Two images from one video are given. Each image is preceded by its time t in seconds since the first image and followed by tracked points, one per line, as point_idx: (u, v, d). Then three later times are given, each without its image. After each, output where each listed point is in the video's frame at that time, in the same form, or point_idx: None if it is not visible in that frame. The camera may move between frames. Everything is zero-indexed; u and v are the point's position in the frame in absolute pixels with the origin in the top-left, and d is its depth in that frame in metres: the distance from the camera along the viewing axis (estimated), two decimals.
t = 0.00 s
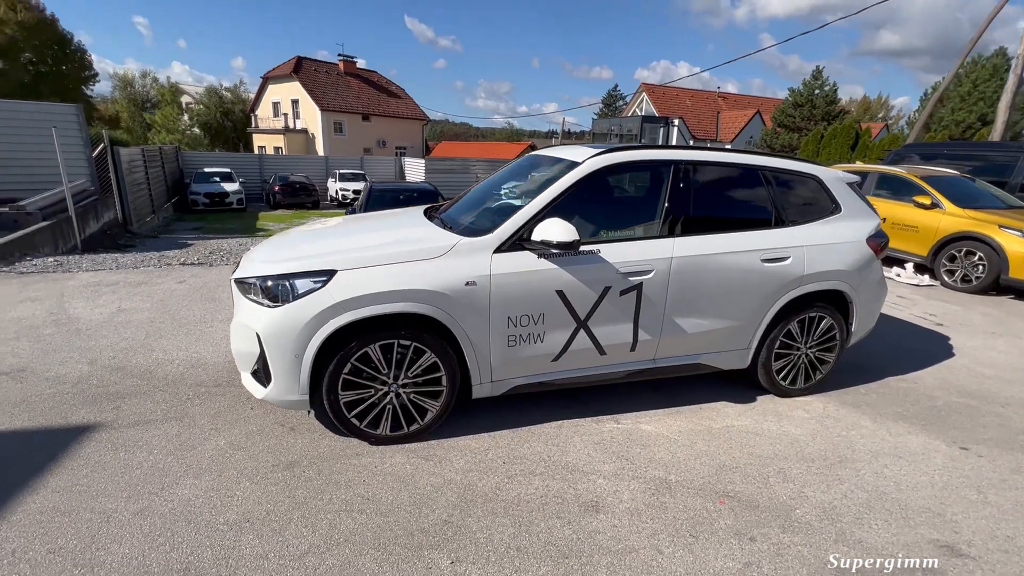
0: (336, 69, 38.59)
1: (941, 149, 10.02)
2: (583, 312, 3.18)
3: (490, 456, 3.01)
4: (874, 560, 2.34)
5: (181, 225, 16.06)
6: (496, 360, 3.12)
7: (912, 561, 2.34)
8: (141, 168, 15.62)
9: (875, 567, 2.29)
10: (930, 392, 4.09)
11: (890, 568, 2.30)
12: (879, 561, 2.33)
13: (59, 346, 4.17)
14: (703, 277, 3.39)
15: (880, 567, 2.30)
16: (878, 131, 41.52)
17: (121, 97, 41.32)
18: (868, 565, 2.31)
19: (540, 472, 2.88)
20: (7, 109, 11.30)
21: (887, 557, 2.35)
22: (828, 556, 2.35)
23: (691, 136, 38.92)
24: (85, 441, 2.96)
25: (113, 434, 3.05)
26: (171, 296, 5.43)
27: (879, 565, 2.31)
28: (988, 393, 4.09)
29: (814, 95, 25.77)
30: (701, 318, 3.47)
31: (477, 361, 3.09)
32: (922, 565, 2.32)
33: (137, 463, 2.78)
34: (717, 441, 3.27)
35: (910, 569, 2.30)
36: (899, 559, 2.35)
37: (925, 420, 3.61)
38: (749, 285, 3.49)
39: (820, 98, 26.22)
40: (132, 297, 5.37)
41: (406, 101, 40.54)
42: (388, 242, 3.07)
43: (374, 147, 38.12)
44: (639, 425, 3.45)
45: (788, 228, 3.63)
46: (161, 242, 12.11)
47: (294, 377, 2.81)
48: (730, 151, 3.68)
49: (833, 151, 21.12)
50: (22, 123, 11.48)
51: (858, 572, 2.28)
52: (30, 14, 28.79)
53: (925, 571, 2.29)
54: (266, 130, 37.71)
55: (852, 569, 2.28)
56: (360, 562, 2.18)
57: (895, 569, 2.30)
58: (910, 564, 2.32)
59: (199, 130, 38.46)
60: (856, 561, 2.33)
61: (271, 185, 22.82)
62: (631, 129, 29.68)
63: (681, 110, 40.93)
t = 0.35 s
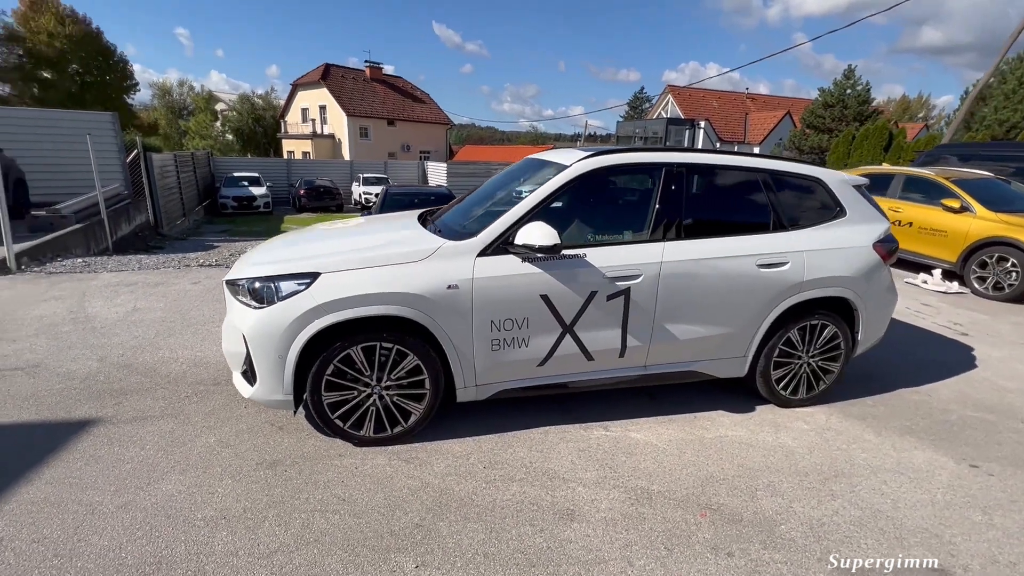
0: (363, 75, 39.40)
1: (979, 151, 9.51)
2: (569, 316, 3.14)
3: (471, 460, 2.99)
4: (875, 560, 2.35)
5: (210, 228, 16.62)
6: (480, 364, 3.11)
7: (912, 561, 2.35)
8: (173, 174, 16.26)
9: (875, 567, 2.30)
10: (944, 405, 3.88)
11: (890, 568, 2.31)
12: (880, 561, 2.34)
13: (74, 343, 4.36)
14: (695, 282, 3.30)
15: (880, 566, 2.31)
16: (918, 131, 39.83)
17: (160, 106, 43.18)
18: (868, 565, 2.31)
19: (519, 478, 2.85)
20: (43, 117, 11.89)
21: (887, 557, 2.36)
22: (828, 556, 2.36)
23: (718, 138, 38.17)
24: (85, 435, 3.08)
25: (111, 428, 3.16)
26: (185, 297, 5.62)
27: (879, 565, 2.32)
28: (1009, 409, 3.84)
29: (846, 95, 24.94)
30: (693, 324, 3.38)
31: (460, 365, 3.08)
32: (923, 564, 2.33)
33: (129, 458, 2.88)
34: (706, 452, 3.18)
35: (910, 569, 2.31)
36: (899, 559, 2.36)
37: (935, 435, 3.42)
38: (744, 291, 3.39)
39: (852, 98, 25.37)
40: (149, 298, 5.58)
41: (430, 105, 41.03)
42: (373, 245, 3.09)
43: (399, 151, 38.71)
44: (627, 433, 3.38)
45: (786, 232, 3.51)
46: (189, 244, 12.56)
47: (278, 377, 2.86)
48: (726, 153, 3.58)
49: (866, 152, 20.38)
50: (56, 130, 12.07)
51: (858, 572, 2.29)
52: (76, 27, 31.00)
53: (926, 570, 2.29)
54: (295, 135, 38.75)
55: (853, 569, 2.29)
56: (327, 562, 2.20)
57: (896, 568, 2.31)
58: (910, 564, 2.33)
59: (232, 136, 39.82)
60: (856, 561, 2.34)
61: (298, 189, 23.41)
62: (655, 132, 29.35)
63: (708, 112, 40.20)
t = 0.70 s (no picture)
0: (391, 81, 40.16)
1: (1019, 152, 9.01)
2: (555, 321, 3.14)
3: (454, 462, 3.02)
4: (874, 560, 2.37)
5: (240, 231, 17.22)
6: (466, 367, 3.14)
7: (912, 561, 2.37)
8: (206, 178, 16.93)
9: (875, 567, 2.33)
10: (957, 420, 3.69)
11: (890, 568, 2.34)
12: (880, 561, 2.37)
13: (94, 339, 4.60)
14: (686, 287, 3.25)
15: (880, 566, 2.34)
16: (963, 130, 37.96)
17: (199, 113, 45.04)
18: (868, 565, 2.34)
19: (500, 481, 2.86)
20: (84, 125, 12.55)
21: (887, 557, 2.39)
22: (828, 556, 2.39)
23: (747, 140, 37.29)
24: (92, 427, 3.25)
25: (117, 422, 3.32)
26: (202, 297, 5.84)
27: (879, 565, 2.35)
28: None
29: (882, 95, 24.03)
30: (685, 330, 3.33)
31: (446, 367, 3.12)
32: (922, 564, 2.35)
33: (130, 449, 3.02)
34: (694, 461, 3.12)
35: (910, 569, 2.33)
36: (899, 559, 2.38)
37: (941, 451, 3.27)
38: (738, 297, 3.32)
39: (888, 98, 24.43)
40: (168, 297, 5.82)
41: (456, 110, 41.49)
42: (363, 249, 3.17)
43: (425, 156, 39.27)
44: (615, 440, 3.34)
45: (784, 237, 3.43)
46: (217, 246, 13.05)
47: (268, 375, 2.96)
48: (721, 156, 3.52)
49: (902, 154, 19.57)
50: (95, 136, 12.72)
51: (858, 572, 2.31)
52: (121, 40, 32.82)
53: (925, 570, 2.32)
54: (325, 140, 39.77)
55: (853, 569, 2.31)
56: (302, 556, 2.26)
57: (895, 568, 2.33)
58: (910, 564, 2.35)
59: (265, 142, 41.17)
60: (856, 561, 2.36)
61: (325, 192, 24.02)
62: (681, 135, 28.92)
63: (737, 113, 39.34)
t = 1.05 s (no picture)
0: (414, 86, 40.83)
1: None
2: (539, 319, 3.19)
3: (438, 455, 3.10)
4: (874, 559, 2.37)
5: (265, 233, 17.78)
6: (452, 363, 3.22)
7: (912, 561, 2.36)
8: (233, 182, 17.56)
9: (875, 567, 2.32)
10: (959, 427, 3.58)
11: (890, 568, 2.33)
12: (880, 560, 2.36)
13: (114, 333, 4.86)
14: (671, 287, 3.26)
15: (880, 566, 2.33)
16: (1005, 130, 36.33)
17: (231, 120, 46.68)
18: (868, 565, 2.33)
19: (480, 474, 2.92)
20: (119, 132, 13.23)
21: (888, 556, 2.38)
22: (828, 556, 2.38)
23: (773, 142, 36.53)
24: (102, 414, 3.45)
25: (125, 409, 3.51)
26: (217, 295, 6.09)
27: (879, 565, 2.34)
28: None
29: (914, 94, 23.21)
30: (671, 330, 3.33)
31: (432, 363, 3.20)
32: (922, 564, 2.34)
33: (134, 436, 3.20)
34: (677, 460, 3.12)
35: (910, 569, 2.32)
36: (899, 559, 2.37)
37: (936, 457, 3.18)
38: (725, 297, 3.30)
39: (920, 97, 23.63)
40: (186, 294, 6.10)
41: (477, 114, 41.84)
42: (354, 247, 3.28)
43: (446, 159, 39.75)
44: (600, 438, 3.37)
45: (775, 237, 3.40)
46: (242, 247, 13.53)
47: (261, 367, 3.09)
48: (709, 157, 3.52)
49: (933, 154, 18.90)
50: (130, 140, 13.40)
51: (858, 572, 2.30)
52: (158, 50, 34.34)
53: (924, 571, 2.31)
54: (350, 145, 40.68)
55: (853, 569, 2.31)
56: (281, 538, 2.37)
57: (896, 568, 2.32)
58: (910, 564, 2.35)
59: (292, 147, 42.37)
60: (857, 561, 2.36)
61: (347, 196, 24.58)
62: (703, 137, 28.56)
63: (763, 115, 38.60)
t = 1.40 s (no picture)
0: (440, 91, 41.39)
1: None
2: (524, 320, 3.24)
3: (422, 451, 3.17)
4: (874, 559, 2.38)
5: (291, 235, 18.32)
6: (438, 361, 3.29)
7: (912, 561, 2.38)
8: (262, 185, 18.19)
9: (875, 567, 2.34)
10: (962, 438, 3.45)
11: (891, 568, 2.35)
12: (880, 561, 2.37)
13: (134, 328, 5.13)
14: (657, 290, 3.25)
15: (880, 566, 2.35)
16: None
17: (264, 126, 48.27)
18: (868, 565, 2.35)
19: (461, 471, 2.98)
20: (154, 138, 13.92)
21: (888, 557, 2.39)
22: (828, 556, 2.40)
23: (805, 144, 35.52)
24: (115, 404, 3.66)
25: (135, 400, 3.72)
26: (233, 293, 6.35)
27: (880, 565, 2.35)
28: None
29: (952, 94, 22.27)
30: (657, 334, 3.33)
31: (420, 361, 3.29)
32: (922, 564, 2.36)
33: (141, 425, 3.39)
34: (659, 464, 3.11)
35: (910, 569, 2.34)
36: (899, 559, 2.39)
37: (932, 469, 3.08)
38: (713, 301, 3.28)
39: (961, 96, 22.63)
40: (205, 293, 6.37)
41: (502, 117, 42.06)
42: (347, 249, 3.40)
43: (471, 163, 40.12)
44: (585, 439, 3.38)
45: (766, 240, 3.35)
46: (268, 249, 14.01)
47: (257, 362, 3.24)
48: (698, 161, 3.51)
49: (973, 156, 18.07)
50: (166, 146, 14.09)
51: (858, 572, 2.32)
52: (197, 60, 35.83)
53: (926, 571, 2.32)
54: (377, 149, 41.51)
55: (852, 569, 2.32)
56: (264, 524, 2.48)
57: (896, 569, 2.34)
58: (910, 564, 2.36)
59: (322, 151, 43.52)
60: (857, 561, 2.37)
61: (372, 199, 25.10)
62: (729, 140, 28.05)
63: (794, 116, 37.59)
